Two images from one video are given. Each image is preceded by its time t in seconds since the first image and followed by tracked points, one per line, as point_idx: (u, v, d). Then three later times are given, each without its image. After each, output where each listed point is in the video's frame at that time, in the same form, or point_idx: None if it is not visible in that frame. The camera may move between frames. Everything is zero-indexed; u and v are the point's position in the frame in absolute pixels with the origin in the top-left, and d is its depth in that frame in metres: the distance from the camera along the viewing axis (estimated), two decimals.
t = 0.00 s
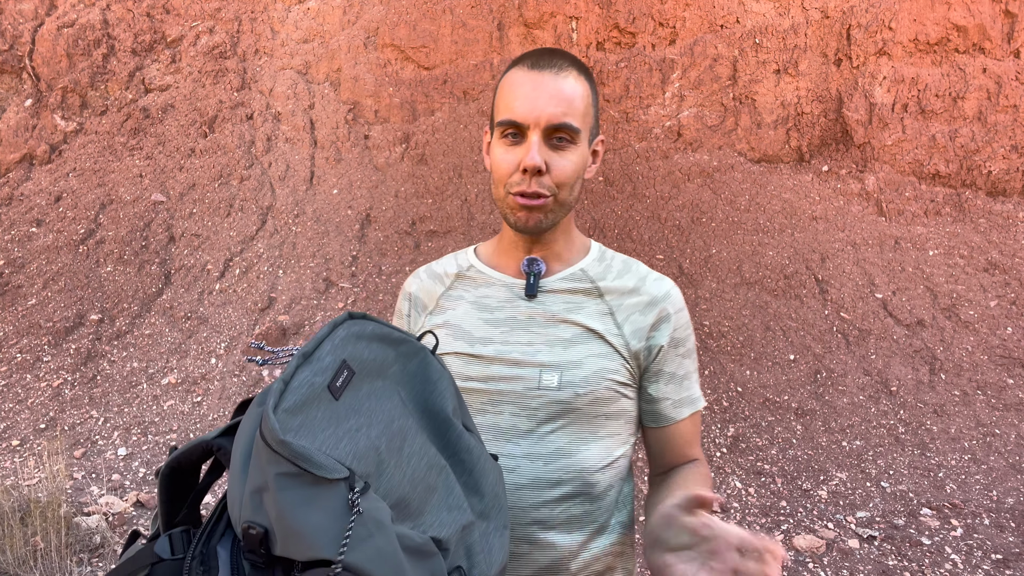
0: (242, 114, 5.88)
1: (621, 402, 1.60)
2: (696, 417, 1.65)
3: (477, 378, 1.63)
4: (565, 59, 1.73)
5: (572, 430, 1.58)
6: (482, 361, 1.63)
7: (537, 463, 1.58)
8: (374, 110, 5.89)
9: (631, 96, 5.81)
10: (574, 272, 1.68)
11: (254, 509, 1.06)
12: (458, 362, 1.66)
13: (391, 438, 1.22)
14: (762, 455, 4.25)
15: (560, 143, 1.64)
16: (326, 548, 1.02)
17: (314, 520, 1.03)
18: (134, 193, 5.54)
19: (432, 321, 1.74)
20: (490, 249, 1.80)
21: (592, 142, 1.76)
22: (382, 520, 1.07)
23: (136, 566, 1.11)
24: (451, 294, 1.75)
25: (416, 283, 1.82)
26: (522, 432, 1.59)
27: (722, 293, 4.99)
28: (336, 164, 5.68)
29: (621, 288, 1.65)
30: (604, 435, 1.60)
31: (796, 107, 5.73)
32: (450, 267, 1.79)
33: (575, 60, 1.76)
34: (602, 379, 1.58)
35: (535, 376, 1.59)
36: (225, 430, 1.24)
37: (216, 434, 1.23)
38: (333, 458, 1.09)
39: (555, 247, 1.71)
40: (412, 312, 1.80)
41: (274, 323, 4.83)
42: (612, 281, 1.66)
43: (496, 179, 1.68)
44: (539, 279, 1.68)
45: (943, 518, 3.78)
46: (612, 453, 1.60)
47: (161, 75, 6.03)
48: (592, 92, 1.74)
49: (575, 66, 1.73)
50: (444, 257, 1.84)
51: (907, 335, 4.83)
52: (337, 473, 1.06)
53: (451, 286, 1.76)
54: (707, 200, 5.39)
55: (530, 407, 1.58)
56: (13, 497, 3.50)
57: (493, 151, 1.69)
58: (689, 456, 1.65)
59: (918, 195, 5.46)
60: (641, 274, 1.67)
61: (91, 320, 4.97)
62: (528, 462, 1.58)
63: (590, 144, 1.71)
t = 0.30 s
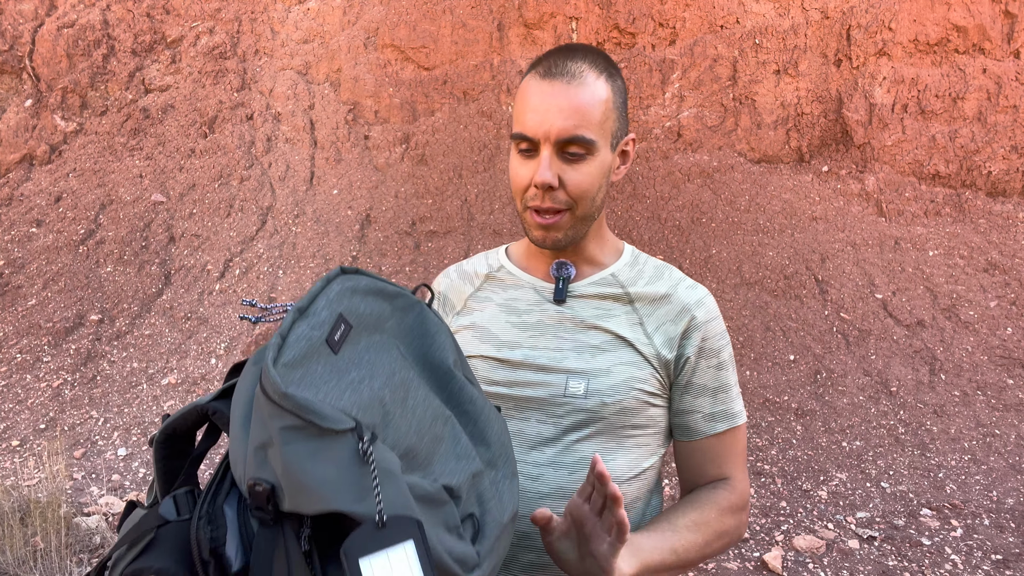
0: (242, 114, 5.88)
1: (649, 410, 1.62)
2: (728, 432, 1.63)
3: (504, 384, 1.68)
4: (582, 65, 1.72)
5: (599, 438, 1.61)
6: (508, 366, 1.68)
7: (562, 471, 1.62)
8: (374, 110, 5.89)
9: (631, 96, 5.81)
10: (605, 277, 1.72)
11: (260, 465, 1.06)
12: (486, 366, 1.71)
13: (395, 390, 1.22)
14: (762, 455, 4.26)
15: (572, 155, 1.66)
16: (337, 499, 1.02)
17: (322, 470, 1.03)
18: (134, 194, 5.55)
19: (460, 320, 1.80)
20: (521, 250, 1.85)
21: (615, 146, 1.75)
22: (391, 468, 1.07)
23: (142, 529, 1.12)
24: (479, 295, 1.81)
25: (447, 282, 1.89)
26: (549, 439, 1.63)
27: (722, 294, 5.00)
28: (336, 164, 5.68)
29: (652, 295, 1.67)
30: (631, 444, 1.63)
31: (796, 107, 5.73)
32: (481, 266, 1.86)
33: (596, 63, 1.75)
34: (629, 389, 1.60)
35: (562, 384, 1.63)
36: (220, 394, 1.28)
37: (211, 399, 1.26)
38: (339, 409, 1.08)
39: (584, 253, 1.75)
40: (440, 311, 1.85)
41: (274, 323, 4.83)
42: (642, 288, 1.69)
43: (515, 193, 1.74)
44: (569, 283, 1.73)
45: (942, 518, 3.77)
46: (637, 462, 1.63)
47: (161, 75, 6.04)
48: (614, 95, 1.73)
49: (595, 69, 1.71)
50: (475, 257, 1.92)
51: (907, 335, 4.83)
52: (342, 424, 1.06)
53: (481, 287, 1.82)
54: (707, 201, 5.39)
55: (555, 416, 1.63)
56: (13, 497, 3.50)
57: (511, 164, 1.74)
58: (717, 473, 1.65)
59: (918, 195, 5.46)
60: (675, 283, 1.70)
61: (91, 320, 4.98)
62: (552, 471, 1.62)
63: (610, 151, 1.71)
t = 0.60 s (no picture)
0: (242, 114, 5.88)
1: (660, 416, 1.61)
2: (744, 444, 1.58)
3: (515, 385, 1.69)
4: (594, 63, 1.75)
5: (608, 443, 1.60)
6: (518, 368, 1.69)
7: (570, 475, 1.62)
8: (374, 110, 5.89)
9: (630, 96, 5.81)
10: (619, 279, 1.72)
11: (299, 395, 0.98)
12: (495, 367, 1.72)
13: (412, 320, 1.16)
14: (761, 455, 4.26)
15: (583, 150, 1.67)
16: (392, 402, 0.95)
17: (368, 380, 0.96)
18: (134, 193, 5.55)
19: (476, 319, 1.84)
20: (540, 251, 1.89)
21: (630, 144, 1.76)
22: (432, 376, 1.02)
23: (190, 477, 0.99)
24: (496, 295, 1.85)
25: (468, 281, 1.94)
26: (558, 443, 1.63)
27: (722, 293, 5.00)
28: (336, 164, 5.68)
29: (667, 300, 1.66)
30: (641, 450, 1.61)
31: (796, 107, 5.73)
32: (500, 266, 1.91)
33: (609, 62, 1.77)
34: (638, 395, 1.59)
35: (572, 388, 1.62)
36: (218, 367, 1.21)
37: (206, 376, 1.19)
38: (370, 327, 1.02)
39: (600, 254, 1.76)
40: (459, 310, 1.91)
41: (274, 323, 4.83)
42: (656, 292, 1.68)
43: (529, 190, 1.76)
44: (583, 286, 1.74)
45: (942, 518, 3.77)
46: (647, 469, 1.62)
47: (161, 75, 6.04)
48: (627, 91, 1.74)
49: (608, 67, 1.73)
50: (496, 257, 1.96)
51: (907, 335, 4.83)
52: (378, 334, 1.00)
53: (499, 286, 1.86)
54: (707, 200, 5.39)
55: (565, 420, 1.63)
56: (13, 497, 3.50)
57: (525, 161, 1.76)
58: (733, 489, 1.58)
59: (918, 195, 5.46)
60: (689, 288, 1.68)
61: (91, 320, 4.98)
62: (561, 475, 1.63)
63: (623, 147, 1.72)
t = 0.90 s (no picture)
0: (242, 114, 5.88)
1: (656, 413, 1.64)
2: (733, 442, 1.50)
3: (516, 383, 1.74)
4: (588, 64, 1.79)
5: (605, 439, 1.64)
6: (518, 366, 1.74)
7: (569, 472, 1.67)
8: (374, 110, 5.89)
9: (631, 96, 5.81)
10: (620, 278, 1.76)
11: (310, 357, 1.07)
12: (497, 365, 1.77)
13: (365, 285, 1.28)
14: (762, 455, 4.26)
15: (578, 150, 1.73)
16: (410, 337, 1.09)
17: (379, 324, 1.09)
18: (134, 193, 5.54)
19: (483, 316, 1.90)
20: (548, 253, 1.94)
21: (628, 141, 1.79)
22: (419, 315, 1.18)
23: (232, 470, 0.99)
24: (503, 294, 1.91)
25: (477, 281, 2.00)
26: (557, 440, 1.68)
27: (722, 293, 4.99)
28: (336, 164, 5.68)
29: (666, 298, 1.69)
30: (639, 446, 1.64)
31: (796, 107, 5.73)
32: (509, 267, 1.97)
33: (604, 62, 1.80)
34: (634, 392, 1.62)
35: (570, 385, 1.67)
36: (184, 379, 1.21)
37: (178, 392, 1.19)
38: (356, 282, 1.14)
39: (601, 254, 1.81)
40: (468, 308, 1.97)
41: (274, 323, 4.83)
42: (656, 292, 1.71)
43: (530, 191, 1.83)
44: (586, 285, 1.79)
45: (943, 518, 3.78)
46: (644, 467, 1.65)
47: (161, 75, 6.04)
48: (621, 90, 1.78)
49: (601, 67, 1.77)
50: (505, 258, 2.02)
51: (907, 335, 4.83)
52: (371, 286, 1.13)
53: (507, 285, 1.92)
54: (707, 200, 5.39)
55: (564, 417, 1.67)
56: (14, 497, 3.50)
57: (526, 164, 1.83)
58: (717, 492, 1.49)
59: (918, 195, 5.46)
60: (687, 286, 1.69)
61: (91, 320, 4.97)
62: (558, 470, 1.68)
63: (620, 146, 1.76)
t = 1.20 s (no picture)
0: (242, 114, 5.88)
1: (647, 409, 1.74)
2: (708, 440, 1.64)
3: (514, 382, 1.85)
4: (570, 73, 1.88)
5: (598, 435, 1.75)
6: (516, 365, 1.85)
7: (564, 467, 1.78)
8: (374, 110, 5.89)
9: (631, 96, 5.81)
10: (614, 278, 1.87)
11: (235, 464, 0.99)
12: (496, 364, 1.88)
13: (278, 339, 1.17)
14: (762, 455, 4.26)
15: (566, 159, 1.82)
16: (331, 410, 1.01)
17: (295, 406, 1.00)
18: (134, 193, 5.54)
19: (481, 317, 2.01)
20: (545, 256, 2.06)
21: (615, 144, 1.89)
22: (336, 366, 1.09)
23: None
24: (501, 296, 2.01)
25: (477, 283, 2.11)
26: (554, 437, 1.79)
27: (722, 293, 4.99)
28: (336, 164, 5.68)
29: (657, 297, 1.80)
30: (631, 441, 1.75)
31: (796, 107, 5.72)
32: (508, 270, 2.08)
33: (586, 69, 1.89)
34: (627, 388, 1.73)
35: (565, 383, 1.78)
36: (112, 493, 1.20)
37: (110, 507, 1.19)
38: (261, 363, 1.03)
39: (595, 255, 1.92)
40: (465, 309, 2.07)
41: (274, 322, 4.84)
42: (646, 295, 1.81)
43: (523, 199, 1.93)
44: (581, 285, 1.90)
45: (943, 518, 3.78)
46: (636, 461, 1.75)
47: (161, 75, 6.04)
48: (604, 96, 1.87)
49: (583, 76, 1.86)
50: (504, 261, 2.13)
51: (907, 335, 4.83)
52: (270, 364, 1.02)
53: (505, 288, 2.03)
54: (707, 200, 5.39)
55: (560, 413, 1.78)
56: (13, 497, 3.49)
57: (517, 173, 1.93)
58: (685, 486, 1.63)
59: (918, 195, 5.46)
60: (674, 288, 1.79)
61: (91, 320, 4.97)
62: (554, 466, 1.79)
63: (606, 151, 1.85)
